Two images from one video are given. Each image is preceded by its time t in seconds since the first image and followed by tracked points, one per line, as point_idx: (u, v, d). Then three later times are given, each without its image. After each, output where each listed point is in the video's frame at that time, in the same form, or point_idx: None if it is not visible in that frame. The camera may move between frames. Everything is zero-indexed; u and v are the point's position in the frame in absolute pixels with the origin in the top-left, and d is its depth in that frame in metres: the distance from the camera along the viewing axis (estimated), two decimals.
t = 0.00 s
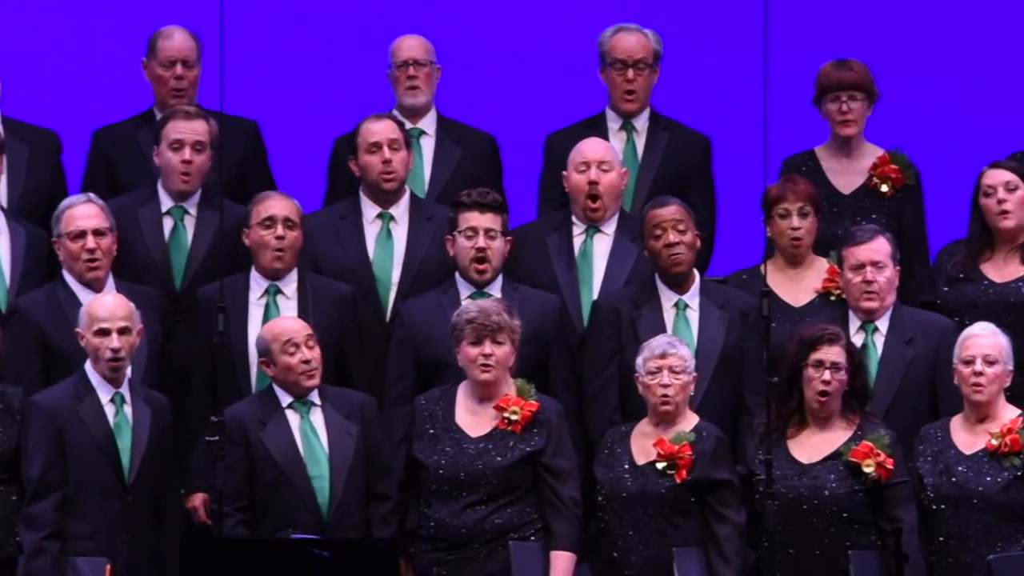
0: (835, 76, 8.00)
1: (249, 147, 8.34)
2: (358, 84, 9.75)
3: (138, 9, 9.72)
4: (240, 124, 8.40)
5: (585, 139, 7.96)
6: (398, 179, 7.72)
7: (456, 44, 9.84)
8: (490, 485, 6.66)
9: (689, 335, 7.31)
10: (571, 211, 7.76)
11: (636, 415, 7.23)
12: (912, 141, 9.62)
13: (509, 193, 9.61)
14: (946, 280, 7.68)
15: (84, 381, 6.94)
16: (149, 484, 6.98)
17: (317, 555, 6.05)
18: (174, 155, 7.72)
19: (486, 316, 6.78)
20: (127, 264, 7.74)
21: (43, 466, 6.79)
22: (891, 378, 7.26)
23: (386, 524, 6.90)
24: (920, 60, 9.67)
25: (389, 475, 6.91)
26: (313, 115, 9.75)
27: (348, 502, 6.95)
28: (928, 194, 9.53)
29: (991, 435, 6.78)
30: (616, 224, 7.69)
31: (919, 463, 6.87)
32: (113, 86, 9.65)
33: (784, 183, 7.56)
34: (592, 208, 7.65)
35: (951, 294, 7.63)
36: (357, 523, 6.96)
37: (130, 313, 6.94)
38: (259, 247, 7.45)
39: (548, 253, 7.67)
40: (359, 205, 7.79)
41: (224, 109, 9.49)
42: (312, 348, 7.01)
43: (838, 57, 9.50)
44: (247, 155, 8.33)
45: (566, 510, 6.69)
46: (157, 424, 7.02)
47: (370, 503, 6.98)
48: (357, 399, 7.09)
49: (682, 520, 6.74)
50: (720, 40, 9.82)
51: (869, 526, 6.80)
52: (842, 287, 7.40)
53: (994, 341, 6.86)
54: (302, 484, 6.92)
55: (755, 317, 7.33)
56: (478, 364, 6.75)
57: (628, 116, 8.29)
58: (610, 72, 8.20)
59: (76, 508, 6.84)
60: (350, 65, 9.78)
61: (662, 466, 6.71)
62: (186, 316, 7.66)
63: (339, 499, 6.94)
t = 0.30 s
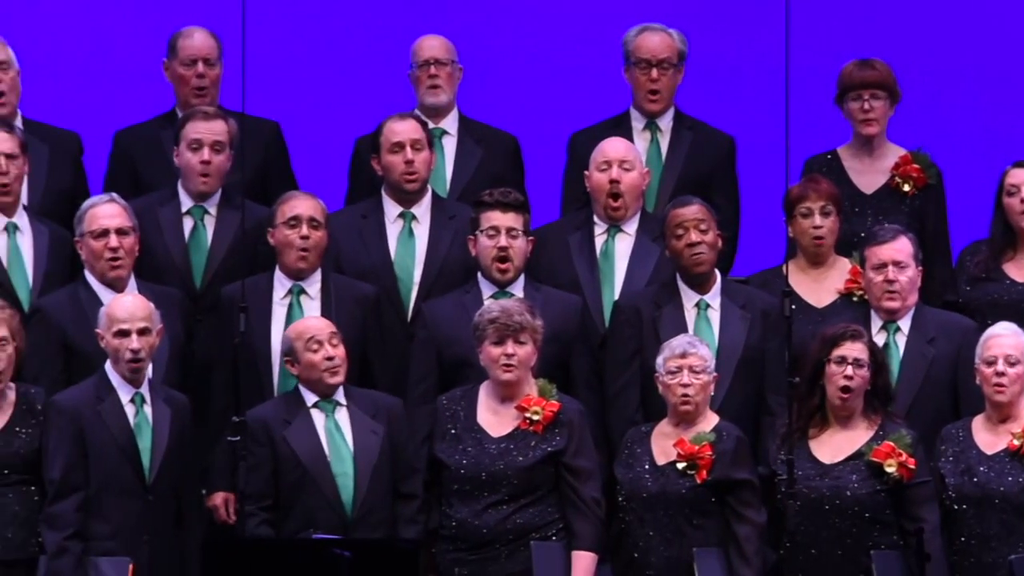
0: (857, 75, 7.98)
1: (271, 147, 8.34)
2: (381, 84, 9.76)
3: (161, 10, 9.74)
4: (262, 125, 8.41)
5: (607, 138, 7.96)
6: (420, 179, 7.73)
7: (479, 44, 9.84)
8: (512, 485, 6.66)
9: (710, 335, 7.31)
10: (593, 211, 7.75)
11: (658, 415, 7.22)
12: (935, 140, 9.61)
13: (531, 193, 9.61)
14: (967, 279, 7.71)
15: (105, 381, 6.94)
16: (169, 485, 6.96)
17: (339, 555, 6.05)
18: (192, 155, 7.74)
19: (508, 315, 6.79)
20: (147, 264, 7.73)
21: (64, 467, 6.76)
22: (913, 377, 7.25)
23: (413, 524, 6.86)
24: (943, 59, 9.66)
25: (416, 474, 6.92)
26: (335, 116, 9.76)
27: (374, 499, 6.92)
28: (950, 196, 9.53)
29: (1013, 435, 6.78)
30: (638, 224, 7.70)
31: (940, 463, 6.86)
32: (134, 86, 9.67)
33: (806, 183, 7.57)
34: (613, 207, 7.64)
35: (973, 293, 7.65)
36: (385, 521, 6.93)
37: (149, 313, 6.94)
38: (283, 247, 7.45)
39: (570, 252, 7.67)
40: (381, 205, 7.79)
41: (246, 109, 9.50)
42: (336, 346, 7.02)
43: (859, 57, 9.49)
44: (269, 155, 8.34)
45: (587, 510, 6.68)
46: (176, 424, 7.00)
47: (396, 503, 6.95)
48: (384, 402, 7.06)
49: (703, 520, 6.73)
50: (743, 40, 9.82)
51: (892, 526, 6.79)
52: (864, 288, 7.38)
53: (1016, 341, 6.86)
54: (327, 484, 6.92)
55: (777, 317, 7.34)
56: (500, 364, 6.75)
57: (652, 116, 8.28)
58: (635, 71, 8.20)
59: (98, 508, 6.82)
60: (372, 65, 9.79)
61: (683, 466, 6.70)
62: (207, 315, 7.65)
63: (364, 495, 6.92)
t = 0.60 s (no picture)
0: (878, 75, 7.97)
1: (292, 147, 8.35)
2: (402, 84, 9.76)
3: (181, 10, 9.76)
4: (284, 125, 8.41)
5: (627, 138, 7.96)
6: (440, 179, 7.74)
7: (500, 44, 9.84)
8: (533, 485, 6.67)
9: (730, 336, 7.30)
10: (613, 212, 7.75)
11: (678, 416, 7.22)
12: (955, 141, 9.59)
13: (552, 194, 9.62)
14: (986, 279, 7.73)
15: (124, 382, 6.93)
16: (191, 486, 6.96)
17: (360, 556, 6.07)
18: (211, 154, 7.75)
19: (529, 316, 6.78)
20: (168, 264, 7.74)
21: (87, 469, 6.77)
22: (933, 378, 7.25)
23: (437, 526, 6.84)
24: (964, 59, 9.63)
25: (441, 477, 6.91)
26: (356, 116, 9.77)
27: (396, 498, 6.90)
28: (970, 197, 9.52)
29: None
30: (658, 224, 7.69)
31: (961, 463, 6.80)
32: (155, 87, 9.69)
33: (825, 183, 7.55)
34: (633, 206, 7.65)
35: (992, 292, 7.67)
36: (408, 520, 6.91)
37: (165, 314, 6.93)
38: (306, 249, 7.45)
39: (590, 253, 7.66)
40: (401, 204, 7.80)
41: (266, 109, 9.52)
42: (362, 341, 6.97)
43: (880, 57, 9.48)
44: (291, 156, 8.35)
45: (608, 510, 6.68)
46: (197, 424, 6.99)
47: (420, 504, 6.93)
48: (409, 403, 7.03)
49: (722, 520, 6.73)
50: (764, 40, 9.82)
51: (913, 526, 6.80)
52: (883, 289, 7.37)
53: None
54: (351, 482, 6.89)
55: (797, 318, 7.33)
56: (521, 364, 6.75)
57: (676, 116, 8.28)
58: (659, 71, 8.22)
59: (121, 508, 6.83)
60: (393, 65, 9.79)
61: (700, 466, 6.70)
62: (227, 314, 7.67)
63: (387, 494, 6.89)
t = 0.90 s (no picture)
0: (896, 75, 7.97)
1: (310, 147, 8.36)
2: (420, 85, 9.77)
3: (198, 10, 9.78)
4: (301, 125, 8.42)
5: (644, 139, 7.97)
6: (456, 179, 7.75)
7: (518, 45, 9.85)
8: (551, 485, 6.66)
9: (748, 335, 7.30)
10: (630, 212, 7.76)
11: (695, 416, 7.20)
12: (972, 140, 9.57)
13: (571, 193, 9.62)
14: (1004, 278, 7.83)
15: (142, 382, 6.94)
16: (209, 486, 6.95)
17: (378, 555, 6.06)
18: (223, 156, 7.77)
19: (547, 316, 6.80)
20: (183, 265, 7.73)
21: (106, 470, 6.78)
22: (950, 378, 7.23)
23: (453, 529, 6.82)
24: (982, 59, 9.63)
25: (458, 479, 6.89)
26: (374, 115, 9.78)
27: (410, 503, 6.86)
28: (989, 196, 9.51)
29: None
30: (675, 223, 7.70)
31: (979, 463, 6.80)
32: (172, 87, 9.70)
33: (839, 183, 7.54)
34: (650, 206, 7.65)
35: (1009, 292, 7.76)
36: (424, 521, 6.87)
37: (182, 315, 6.93)
38: (323, 248, 7.47)
39: (607, 254, 7.66)
40: (416, 204, 7.81)
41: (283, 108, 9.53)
42: (381, 338, 6.97)
43: (897, 57, 9.48)
44: (309, 156, 8.35)
45: (626, 510, 6.69)
46: (214, 424, 7.00)
47: (437, 507, 6.90)
48: (428, 403, 7.02)
49: (738, 519, 6.72)
50: (782, 40, 9.82)
51: (930, 526, 6.78)
52: (899, 288, 7.37)
53: None
54: (367, 484, 6.86)
55: (815, 318, 7.32)
56: (539, 364, 6.75)
57: (697, 116, 8.28)
58: (681, 71, 8.22)
59: (142, 507, 6.82)
60: (412, 66, 9.80)
61: (716, 465, 6.71)
62: (244, 314, 7.68)
63: (401, 496, 6.86)
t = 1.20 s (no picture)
0: (913, 74, 7.97)
1: (326, 148, 8.36)
2: (437, 85, 9.78)
3: (215, 11, 9.80)
4: (318, 125, 8.43)
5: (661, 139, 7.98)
6: (472, 178, 7.75)
7: (535, 45, 9.85)
8: (568, 486, 6.66)
9: (765, 336, 7.29)
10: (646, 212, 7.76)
11: (713, 416, 7.19)
12: (988, 140, 9.55)
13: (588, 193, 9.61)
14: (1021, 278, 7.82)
15: (161, 382, 6.95)
16: (227, 486, 6.96)
17: (394, 555, 6.06)
18: (236, 155, 7.79)
19: (564, 316, 6.80)
20: (199, 265, 7.73)
21: (124, 470, 6.76)
22: (967, 377, 7.21)
23: (466, 526, 6.87)
24: (999, 59, 9.62)
25: (471, 478, 6.93)
26: (391, 116, 9.79)
27: (423, 502, 6.89)
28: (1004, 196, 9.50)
29: None
30: (691, 223, 7.69)
31: (997, 463, 6.81)
32: (190, 87, 9.71)
33: (854, 184, 7.55)
34: (668, 204, 7.66)
35: None
36: (435, 522, 6.90)
37: (202, 314, 6.95)
38: (341, 248, 7.48)
39: (624, 254, 7.66)
40: (432, 204, 7.81)
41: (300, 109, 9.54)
42: (395, 339, 6.98)
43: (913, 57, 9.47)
44: (326, 156, 8.36)
45: (643, 510, 6.68)
46: (232, 423, 7.01)
47: (449, 505, 6.94)
48: (441, 402, 7.04)
49: (755, 519, 6.71)
50: (798, 40, 9.82)
51: (948, 527, 6.77)
52: (914, 289, 7.37)
53: None
54: (380, 486, 6.88)
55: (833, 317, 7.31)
56: (556, 365, 6.75)
57: (714, 116, 8.27)
58: (698, 71, 8.22)
59: (160, 507, 6.83)
60: (429, 66, 9.81)
61: (733, 465, 6.69)
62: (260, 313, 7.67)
63: (415, 497, 6.88)
